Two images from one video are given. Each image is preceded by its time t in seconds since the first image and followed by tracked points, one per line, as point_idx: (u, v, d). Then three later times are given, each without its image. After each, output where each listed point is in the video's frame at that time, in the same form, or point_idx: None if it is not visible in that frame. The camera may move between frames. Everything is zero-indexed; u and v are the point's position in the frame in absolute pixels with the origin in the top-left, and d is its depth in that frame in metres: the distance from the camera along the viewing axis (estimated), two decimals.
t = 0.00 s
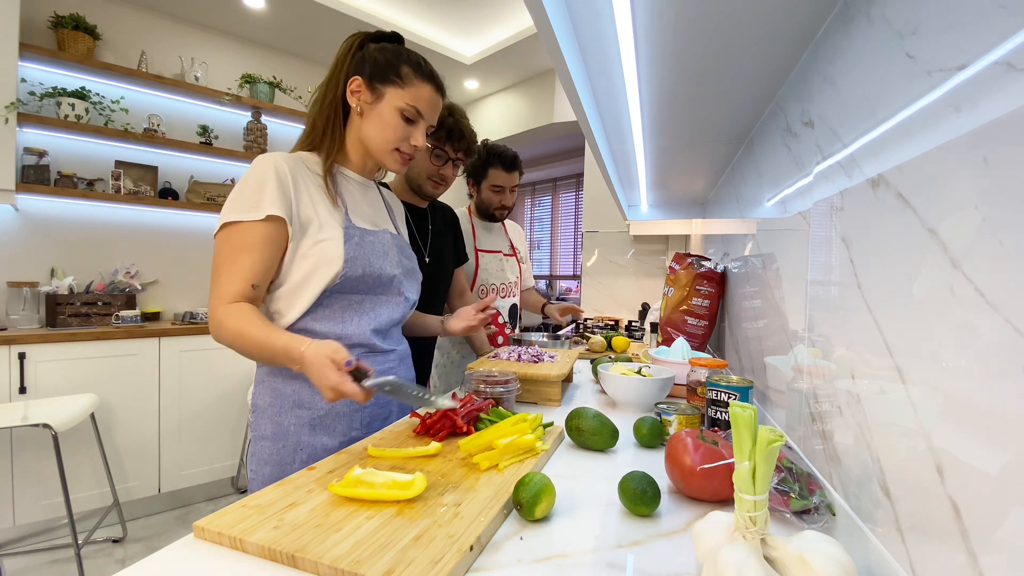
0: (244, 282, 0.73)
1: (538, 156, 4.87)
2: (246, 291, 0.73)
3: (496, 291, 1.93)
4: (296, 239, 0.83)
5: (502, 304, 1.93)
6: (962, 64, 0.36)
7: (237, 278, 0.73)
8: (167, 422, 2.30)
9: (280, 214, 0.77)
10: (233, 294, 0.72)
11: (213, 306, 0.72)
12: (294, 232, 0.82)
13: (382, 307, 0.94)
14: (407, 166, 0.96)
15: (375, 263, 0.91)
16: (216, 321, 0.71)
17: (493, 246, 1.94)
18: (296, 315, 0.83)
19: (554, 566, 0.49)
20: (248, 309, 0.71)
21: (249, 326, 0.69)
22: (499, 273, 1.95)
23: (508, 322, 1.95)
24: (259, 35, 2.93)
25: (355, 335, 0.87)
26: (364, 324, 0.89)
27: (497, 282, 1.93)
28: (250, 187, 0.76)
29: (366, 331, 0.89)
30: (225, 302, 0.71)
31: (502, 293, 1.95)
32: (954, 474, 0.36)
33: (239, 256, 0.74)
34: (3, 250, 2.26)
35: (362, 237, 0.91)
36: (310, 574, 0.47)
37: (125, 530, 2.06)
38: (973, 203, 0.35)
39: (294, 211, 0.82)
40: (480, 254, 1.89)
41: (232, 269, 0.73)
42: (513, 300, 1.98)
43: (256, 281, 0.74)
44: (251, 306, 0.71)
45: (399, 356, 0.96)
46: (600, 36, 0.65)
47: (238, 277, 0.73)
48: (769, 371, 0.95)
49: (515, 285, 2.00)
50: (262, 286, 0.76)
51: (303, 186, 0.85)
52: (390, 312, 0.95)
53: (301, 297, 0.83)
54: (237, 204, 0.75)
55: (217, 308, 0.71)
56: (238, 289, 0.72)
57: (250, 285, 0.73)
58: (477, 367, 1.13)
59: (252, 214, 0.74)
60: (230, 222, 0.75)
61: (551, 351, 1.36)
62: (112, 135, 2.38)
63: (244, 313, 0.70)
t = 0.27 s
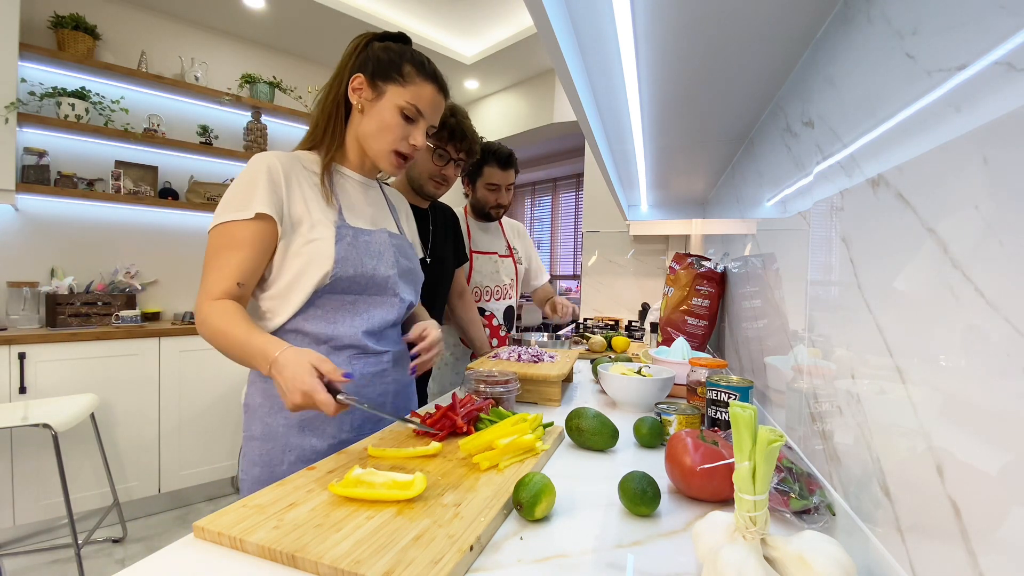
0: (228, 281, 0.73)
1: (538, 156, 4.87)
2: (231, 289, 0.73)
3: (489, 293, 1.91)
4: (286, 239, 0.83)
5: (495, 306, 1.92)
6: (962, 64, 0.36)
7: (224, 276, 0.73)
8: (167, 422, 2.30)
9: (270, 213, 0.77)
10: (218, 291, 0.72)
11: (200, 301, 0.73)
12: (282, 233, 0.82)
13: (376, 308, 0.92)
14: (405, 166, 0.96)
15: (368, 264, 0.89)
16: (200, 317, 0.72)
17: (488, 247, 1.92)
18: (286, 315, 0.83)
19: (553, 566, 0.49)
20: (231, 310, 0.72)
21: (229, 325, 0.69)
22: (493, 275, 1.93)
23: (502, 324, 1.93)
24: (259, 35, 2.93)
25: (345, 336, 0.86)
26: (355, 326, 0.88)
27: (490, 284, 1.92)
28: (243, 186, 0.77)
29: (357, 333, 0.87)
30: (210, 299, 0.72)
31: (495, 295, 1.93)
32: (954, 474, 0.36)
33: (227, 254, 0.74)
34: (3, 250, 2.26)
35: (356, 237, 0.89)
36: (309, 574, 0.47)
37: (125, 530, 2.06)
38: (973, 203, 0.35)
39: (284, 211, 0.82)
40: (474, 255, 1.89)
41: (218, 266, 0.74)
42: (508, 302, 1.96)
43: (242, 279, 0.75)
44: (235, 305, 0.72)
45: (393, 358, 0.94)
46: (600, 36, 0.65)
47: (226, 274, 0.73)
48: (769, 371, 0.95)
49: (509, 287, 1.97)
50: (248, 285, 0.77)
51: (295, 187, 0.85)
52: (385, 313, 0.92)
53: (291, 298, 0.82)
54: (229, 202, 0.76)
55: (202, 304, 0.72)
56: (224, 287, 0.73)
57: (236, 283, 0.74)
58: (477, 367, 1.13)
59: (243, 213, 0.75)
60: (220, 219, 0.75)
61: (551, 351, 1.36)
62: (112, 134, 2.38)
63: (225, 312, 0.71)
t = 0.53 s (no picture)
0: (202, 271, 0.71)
1: (538, 156, 4.87)
2: (203, 280, 0.71)
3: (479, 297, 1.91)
4: (266, 234, 0.83)
5: (484, 311, 1.90)
6: (962, 64, 0.36)
7: (196, 266, 0.71)
8: (167, 422, 2.30)
9: (249, 205, 0.76)
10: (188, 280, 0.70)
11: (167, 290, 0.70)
12: (262, 227, 0.82)
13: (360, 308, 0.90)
14: (397, 157, 0.93)
15: (349, 261, 0.88)
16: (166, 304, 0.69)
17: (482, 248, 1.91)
18: (264, 312, 0.82)
19: (553, 566, 0.49)
20: (201, 300, 0.69)
21: (199, 316, 0.67)
22: (484, 278, 1.92)
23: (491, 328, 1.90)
24: (259, 35, 2.93)
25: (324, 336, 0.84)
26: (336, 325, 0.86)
27: (479, 288, 1.91)
28: (224, 178, 0.77)
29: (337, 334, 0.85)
30: (179, 288, 0.69)
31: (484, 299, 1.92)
32: (954, 474, 0.36)
33: (201, 244, 0.73)
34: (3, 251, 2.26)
35: (338, 232, 0.88)
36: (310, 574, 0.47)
37: (125, 530, 2.06)
38: (974, 203, 0.35)
39: (266, 205, 0.82)
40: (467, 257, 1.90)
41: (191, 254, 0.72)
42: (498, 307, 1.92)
43: (216, 271, 0.73)
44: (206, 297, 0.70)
45: (377, 364, 0.95)
46: (600, 36, 0.65)
47: (198, 264, 0.71)
48: (769, 371, 0.95)
49: (500, 292, 1.93)
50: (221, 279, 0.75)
51: (279, 183, 0.85)
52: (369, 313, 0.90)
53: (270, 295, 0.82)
54: (210, 193, 0.75)
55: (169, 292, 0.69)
56: (195, 277, 0.70)
57: (209, 275, 0.72)
58: (477, 367, 1.13)
59: (222, 204, 0.75)
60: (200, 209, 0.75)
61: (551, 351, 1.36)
62: (112, 134, 2.38)
63: (196, 301, 0.68)
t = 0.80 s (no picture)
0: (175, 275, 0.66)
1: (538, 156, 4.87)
2: (174, 284, 0.66)
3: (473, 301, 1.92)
4: (249, 235, 0.78)
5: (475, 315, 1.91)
6: (962, 64, 0.37)
7: (167, 269, 0.66)
8: (167, 422, 2.30)
9: (230, 207, 0.71)
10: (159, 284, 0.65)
11: (129, 293, 0.64)
12: (244, 230, 0.77)
13: (351, 315, 0.85)
14: (381, 157, 0.91)
15: (339, 267, 0.83)
16: (129, 306, 0.63)
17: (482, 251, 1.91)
18: (250, 317, 0.77)
19: (552, 566, 0.49)
20: (173, 307, 0.65)
21: (175, 326, 0.63)
22: (479, 282, 1.92)
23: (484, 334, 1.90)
24: (259, 35, 2.93)
25: (313, 343, 0.79)
26: (325, 332, 0.81)
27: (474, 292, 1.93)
28: (202, 178, 0.72)
29: (327, 340, 0.80)
30: (149, 293, 0.64)
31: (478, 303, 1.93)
32: (954, 475, 0.36)
33: (174, 246, 0.67)
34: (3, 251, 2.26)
35: (327, 236, 0.83)
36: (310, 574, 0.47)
37: (125, 530, 2.06)
38: (974, 203, 0.34)
39: (248, 207, 0.78)
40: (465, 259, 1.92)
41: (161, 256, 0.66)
42: (490, 313, 1.91)
43: (188, 275, 0.68)
44: (178, 304, 0.65)
45: (369, 372, 0.85)
46: (600, 36, 0.65)
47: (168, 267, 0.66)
48: (769, 371, 0.95)
49: (494, 298, 1.92)
50: (192, 283, 0.70)
51: (262, 183, 0.81)
52: (360, 322, 0.85)
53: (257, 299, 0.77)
54: (184, 191, 0.70)
55: (134, 293, 0.64)
56: (167, 282, 0.65)
57: (182, 280, 0.67)
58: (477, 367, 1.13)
59: (199, 205, 0.69)
60: (172, 207, 0.69)
61: (551, 351, 1.36)
62: (112, 135, 2.38)
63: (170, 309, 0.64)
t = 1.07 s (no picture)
0: (173, 275, 0.66)
1: (538, 156, 4.87)
2: (170, 285, 0.66)
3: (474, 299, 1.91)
4: (247, 232, 0.77)
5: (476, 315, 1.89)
6: (962, 64, 0.36)
7: (161, 271, 0.65)
8: (167, 422, 2.30)
9: (228, 203, 0.71)
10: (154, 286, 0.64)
11: (124, 297, 0.63)
12: (242, 224, 0.76)
13: (352, 316, 0.84)
14: (377, 156, 0.90)
15: (341, 262, 0.83)
16: (123, 310, 0.62)
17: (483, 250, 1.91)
18: (248, 321, 0.76)
19: (553, 566, 0.49)
20: (168, 309, 0.64)
21: (170, 331, 0.62)
22: (480, 281, 1.91)
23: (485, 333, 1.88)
24: (259, 35, 2.93)
25: (315, 351, 0.78)
26: (327, 337, 0.80)
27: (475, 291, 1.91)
28: (198, 177, 0.72)
29: (331, 348, 0.79)
30: (144, 295, 0.63)
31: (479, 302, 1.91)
32: (954, 475, 0.36)
33: (169, 246, 0.66)
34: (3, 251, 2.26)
35: (327, 231, 0.84)
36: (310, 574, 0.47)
37: (125, 530, 2.06)
38: (973, 203, 0.34)
39: (246, 204, 0.77)
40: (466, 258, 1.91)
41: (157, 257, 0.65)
42: (492, 311, 1.90)
43: (185, 276, 0.68)
44: (173, 307, 0.65)
45: (371, 383, 0.86)
46: (600, 36, 0.65)
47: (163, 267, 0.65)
48: (769, 371, 0.95)
49: (496, 296, 1.91)
50: (189, 285, 0.69)
51: (260, 182, 0.81)
52: (361, 322, 0.84)
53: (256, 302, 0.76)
54: (180, 189, 0.70)
55: (128, 296, 0.63)
56: (162, 283, 0.65)
57: (178, 281, 0.67)
58: (477, 367, 1.13)
59: (195, 203, 0.69)
60: (167, 206, 0.69)
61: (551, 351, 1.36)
62: (112, 135, 2.38)
63: (165, 313, 0.63)
